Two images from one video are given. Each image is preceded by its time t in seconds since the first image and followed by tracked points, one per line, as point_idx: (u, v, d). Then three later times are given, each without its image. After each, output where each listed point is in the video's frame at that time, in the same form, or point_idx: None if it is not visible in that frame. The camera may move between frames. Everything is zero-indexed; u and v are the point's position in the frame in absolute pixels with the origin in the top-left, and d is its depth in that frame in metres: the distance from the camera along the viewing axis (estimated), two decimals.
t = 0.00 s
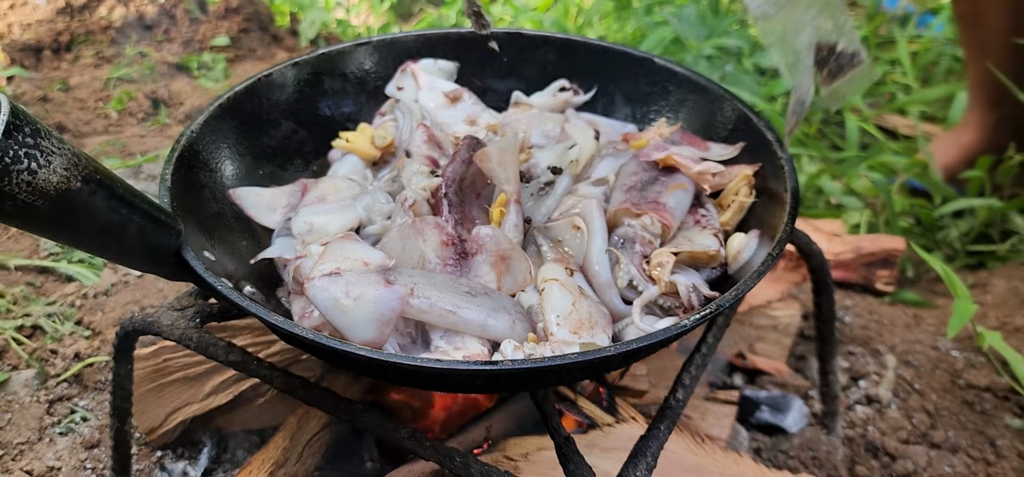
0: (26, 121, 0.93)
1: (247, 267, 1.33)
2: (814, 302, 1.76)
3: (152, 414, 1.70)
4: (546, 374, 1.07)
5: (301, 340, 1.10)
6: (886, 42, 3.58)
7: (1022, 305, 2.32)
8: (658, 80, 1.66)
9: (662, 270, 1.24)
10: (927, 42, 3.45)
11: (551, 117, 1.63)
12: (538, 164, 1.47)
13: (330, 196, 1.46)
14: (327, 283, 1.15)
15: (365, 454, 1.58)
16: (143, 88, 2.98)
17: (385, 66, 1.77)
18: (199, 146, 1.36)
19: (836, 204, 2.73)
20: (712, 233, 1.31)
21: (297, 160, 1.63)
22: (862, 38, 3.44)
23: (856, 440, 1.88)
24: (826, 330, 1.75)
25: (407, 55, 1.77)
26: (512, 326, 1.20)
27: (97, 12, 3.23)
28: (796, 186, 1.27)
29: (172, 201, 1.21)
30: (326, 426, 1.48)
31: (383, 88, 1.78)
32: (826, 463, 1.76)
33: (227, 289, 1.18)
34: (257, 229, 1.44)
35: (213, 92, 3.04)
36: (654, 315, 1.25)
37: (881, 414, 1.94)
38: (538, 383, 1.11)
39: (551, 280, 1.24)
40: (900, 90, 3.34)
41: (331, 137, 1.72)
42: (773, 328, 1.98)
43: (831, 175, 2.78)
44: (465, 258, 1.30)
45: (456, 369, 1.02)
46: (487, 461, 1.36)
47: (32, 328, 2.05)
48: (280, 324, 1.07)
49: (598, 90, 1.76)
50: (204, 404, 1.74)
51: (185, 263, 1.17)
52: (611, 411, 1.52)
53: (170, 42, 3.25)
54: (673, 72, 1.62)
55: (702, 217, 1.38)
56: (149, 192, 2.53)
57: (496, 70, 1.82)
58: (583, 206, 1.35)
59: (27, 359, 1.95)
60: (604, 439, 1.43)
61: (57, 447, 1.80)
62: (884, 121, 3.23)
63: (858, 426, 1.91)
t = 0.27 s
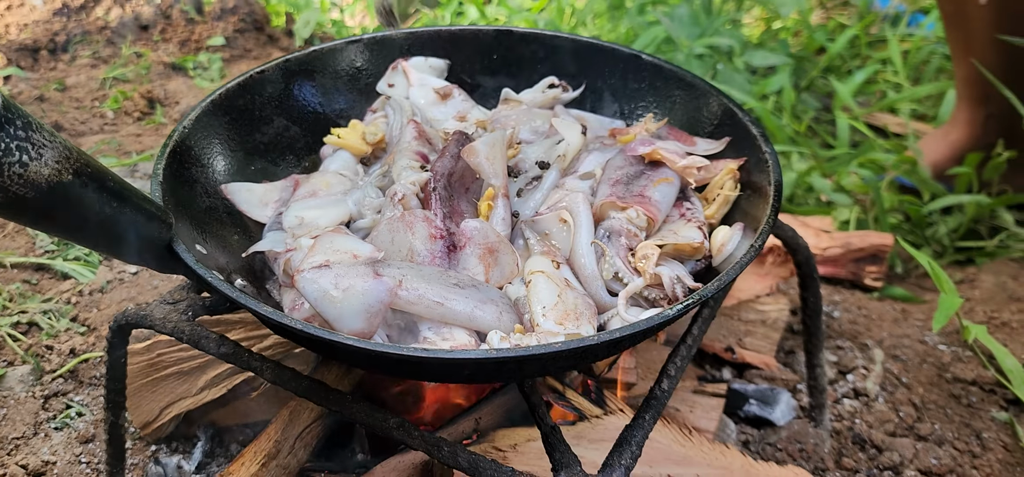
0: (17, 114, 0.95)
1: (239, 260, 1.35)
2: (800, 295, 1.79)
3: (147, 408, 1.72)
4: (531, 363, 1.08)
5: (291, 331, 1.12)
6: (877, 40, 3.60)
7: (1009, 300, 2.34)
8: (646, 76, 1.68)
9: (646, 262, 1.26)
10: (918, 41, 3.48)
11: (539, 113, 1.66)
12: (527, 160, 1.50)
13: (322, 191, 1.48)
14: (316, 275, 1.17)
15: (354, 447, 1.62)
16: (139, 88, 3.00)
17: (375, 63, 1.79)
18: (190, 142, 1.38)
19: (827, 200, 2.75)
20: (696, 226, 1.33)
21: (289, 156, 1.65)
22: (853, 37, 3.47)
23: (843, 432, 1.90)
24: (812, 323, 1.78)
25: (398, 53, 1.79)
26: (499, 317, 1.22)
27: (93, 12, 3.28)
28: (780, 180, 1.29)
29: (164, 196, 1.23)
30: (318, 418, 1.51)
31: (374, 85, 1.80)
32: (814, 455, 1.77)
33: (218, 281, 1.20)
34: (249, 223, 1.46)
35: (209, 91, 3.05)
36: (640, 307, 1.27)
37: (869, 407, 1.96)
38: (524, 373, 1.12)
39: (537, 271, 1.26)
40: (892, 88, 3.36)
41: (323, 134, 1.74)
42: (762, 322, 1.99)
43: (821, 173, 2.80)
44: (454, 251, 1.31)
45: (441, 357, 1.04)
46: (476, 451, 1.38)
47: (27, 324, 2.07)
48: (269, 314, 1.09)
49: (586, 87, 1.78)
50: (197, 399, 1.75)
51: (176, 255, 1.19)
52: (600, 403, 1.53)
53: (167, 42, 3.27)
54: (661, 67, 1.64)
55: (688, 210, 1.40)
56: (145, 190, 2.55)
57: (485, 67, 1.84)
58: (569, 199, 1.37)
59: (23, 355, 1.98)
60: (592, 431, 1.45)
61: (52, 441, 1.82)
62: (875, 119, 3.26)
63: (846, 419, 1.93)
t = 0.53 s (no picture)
0: None
1: (226, 245, 1.35)
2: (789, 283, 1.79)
3: (136, 398, 1.73)
4: (514, 342, 1.08)
5: (274, 312, 1.12)
6: (871, 36, 3.61)
7: (1001, 291, 2.34)
8: (634, 64, 1.68)
9: (632, 244, 1.26)
10: (912, 37, 3.48)
11: (527, 101, 1.66)
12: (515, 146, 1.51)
13: (309, 177, 1.47)
14: (301, 257, 1.18)
15: (342, 434, 1.63)
16: (133, 83, 3.00)
17: (365, 51, 1.79)
18: (177, 127, 1.38)
19: (820, 193, 2.76)
20: (683, 209, 1.33)
21: (278, 144, 1.65)
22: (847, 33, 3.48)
23: (834, 421, 1.90)
24: (802, 311, 1.78)
25: (387, 42, 1.80)
26: (484, 299, 1.22)
27: (88, 9, 3.27)
28: (766, 163, 1.29)
29: (148, 179, 1.23)
30: (306, 404, 1.52)
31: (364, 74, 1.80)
32: (804, 443, 1.77)
33: (202, 263, 1.20)
34: (236, 209, 1.46)
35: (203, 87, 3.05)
36: (626, 289, 1.27)
37: (860, 396, 1.96)
38: (508, 353, 1.12)
39: (523, 254, 1.26)
40: (885, 83, 3.37)
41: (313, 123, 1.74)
42: (753, 311, 1.99)
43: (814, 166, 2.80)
44: (440, 235, 1.31)
45: (423, 336, 1.04)
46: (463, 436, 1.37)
47: (17, 316, 2.07)
48: (252, 294, 1.09)
49: (576, 75, 1.78)
50: (185, 388, 1.75)
51: (159, 237, 1.19)
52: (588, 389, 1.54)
53: (161, 39, 3.27)
54: (649, 55, 1.64)
55: (675, 194, 1.40)
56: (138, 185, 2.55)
57: (475, 56, 1.84)
58: (556, 183, 1.37)
59: (12, 347, 1.98)
60: (579, 416, 1.45)
61: (41, 431, 1.81)
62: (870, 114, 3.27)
63: (837, 408, 1.93)
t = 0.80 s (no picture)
0: None
1: (222, 264, 1.37)
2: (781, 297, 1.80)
3: (133, 411, 1.74)
4: (505, 363, 1.09)
5: (269, 332, 1.13)
6: (866, 46, 3.63)
7: (994, 303, 2.35)
8: (626, 81, 1.70)
9: (623, 264, 1.27)
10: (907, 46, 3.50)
11: (521, 117, 1.68)
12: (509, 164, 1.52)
13: (304, 195, 1.49)
14: (295, 277, 1.18)
15: (337, 448, 1.63)
16: (132, 94, 3.02)
17: (359, 68, 1.80)
18: (174, 147, 1.39)
19: (814, 204, 2.77)
20: (673, 228, 1.34)
21: (274, 161, 1.67)
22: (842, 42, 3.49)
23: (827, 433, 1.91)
24: (794, 324, 1.79)
25: (382, 59, 1.81)
26: (477, 318, 1.24)
27: (87, 19, 3.29)
28: (756, 182, 1.31)
29: (144, 200, 1.25)
30: (301, 420, 1.51)
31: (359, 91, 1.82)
32: (797, 456, 1.78)
33: (197, 284, 1.21)
34: (233, 227, 1.48)
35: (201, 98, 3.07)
36: (617, 308, 1.28)
37: (853, 408, 1.97)
38: (499, 372, 1.13)
39: (515, 273, 1.28)
40: (880, 93, 3.38)
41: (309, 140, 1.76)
42: (746, 324, 2.00)
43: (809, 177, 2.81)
44: (433, 253, 1.33)
45: (415, 358, 1.05)
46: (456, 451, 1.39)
47: (16, 329, 2.08)
48: (246, 315, 1.10)
49: (569, 92, 1.81)
50: (182, 402, 1.77)
51: (156, 257, 1.21)
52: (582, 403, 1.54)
53: (159, 50, 3.28)
54: (641, 73, 1.65)
55: (666, 213, 1.41)
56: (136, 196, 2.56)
57: (469, 73, 1.87)
58: (548, 202, 1.39)
59: (10, 359, 1.99)
60: (572, 431, 1.46)
61: (38, 444, 1.83)
62: (865, 124, 3.29)
63: (829, 420, 1.94)
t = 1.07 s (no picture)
0: None
1: (215, 287, 1.36)
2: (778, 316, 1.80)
3: (128, 430, 1.73)
4: (499, 392, 1.09)
5: (262, 361, 1.12)
6: (866, 54, 3.62)
7: (992, 317, 2.34)
8: (624, 99, 1.69)
9: (619, 288, 1.26)
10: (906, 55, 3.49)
11: (518, 135, 1.67)
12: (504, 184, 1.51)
13: (299, 216, 1.48)
14: (289, 302, 1.17)
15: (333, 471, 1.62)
16: (129, 105, 3.01)
17: (354, 85, 1.80)
18: (168, 168, 1.38)
19: (812, 215, 2.76)
20: (669, 251, 1.34)
21: (269, 180, 1.66)
22: (842, 51, 3.49)
23: (824, 451, 1.90)
24: (791, 344, 1.79)
25: (378, 76, 1.81)
26: (472, 344, 1.23)
27: (85, 28, 3.28)
28: (753, 206, 1.30)
29: (138, 224, 1.24)
30: (296, 442, 1.51)
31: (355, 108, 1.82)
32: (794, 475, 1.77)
33: (190, 310, 1.20)
34: (227, 248, 1.47)
35: (198, 108, 3.06)
36: (612, 333, 1.28)
37: (851, 426, 1.96)
38: (493, 400, 1.13)
39: (510, 298, 1.27)
40: (880, 102, 3.38)
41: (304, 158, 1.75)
42: (744, 341, 1.99)
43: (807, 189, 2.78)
44: (428, 276, 1.32)
45: (409, 388, 1.04)
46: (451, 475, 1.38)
47: (11, 344, 2.08)
48: (240, 344, 1.09)
49: (566, 110, 1.80)
50: (178, 421, 1.75)
51: (148, 283, 1.20)
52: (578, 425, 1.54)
53: (157, 59, 3.27)
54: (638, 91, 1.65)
55: (662, 235, 1.41)
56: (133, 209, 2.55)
57: (465, 90, 1.87)
58: (544, 225, 1.38)
59: (6, 376, 1.98)
60: (568, 453, 1.45)
61: (34, 463, 1.82)
62: (864, 133, 3.28)
63: (827, 437, 1.93)
